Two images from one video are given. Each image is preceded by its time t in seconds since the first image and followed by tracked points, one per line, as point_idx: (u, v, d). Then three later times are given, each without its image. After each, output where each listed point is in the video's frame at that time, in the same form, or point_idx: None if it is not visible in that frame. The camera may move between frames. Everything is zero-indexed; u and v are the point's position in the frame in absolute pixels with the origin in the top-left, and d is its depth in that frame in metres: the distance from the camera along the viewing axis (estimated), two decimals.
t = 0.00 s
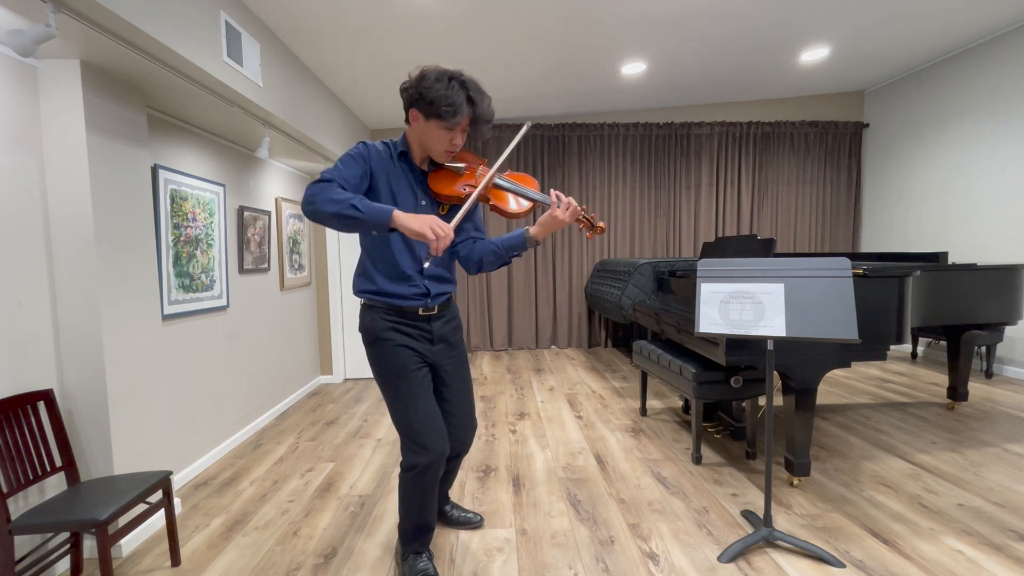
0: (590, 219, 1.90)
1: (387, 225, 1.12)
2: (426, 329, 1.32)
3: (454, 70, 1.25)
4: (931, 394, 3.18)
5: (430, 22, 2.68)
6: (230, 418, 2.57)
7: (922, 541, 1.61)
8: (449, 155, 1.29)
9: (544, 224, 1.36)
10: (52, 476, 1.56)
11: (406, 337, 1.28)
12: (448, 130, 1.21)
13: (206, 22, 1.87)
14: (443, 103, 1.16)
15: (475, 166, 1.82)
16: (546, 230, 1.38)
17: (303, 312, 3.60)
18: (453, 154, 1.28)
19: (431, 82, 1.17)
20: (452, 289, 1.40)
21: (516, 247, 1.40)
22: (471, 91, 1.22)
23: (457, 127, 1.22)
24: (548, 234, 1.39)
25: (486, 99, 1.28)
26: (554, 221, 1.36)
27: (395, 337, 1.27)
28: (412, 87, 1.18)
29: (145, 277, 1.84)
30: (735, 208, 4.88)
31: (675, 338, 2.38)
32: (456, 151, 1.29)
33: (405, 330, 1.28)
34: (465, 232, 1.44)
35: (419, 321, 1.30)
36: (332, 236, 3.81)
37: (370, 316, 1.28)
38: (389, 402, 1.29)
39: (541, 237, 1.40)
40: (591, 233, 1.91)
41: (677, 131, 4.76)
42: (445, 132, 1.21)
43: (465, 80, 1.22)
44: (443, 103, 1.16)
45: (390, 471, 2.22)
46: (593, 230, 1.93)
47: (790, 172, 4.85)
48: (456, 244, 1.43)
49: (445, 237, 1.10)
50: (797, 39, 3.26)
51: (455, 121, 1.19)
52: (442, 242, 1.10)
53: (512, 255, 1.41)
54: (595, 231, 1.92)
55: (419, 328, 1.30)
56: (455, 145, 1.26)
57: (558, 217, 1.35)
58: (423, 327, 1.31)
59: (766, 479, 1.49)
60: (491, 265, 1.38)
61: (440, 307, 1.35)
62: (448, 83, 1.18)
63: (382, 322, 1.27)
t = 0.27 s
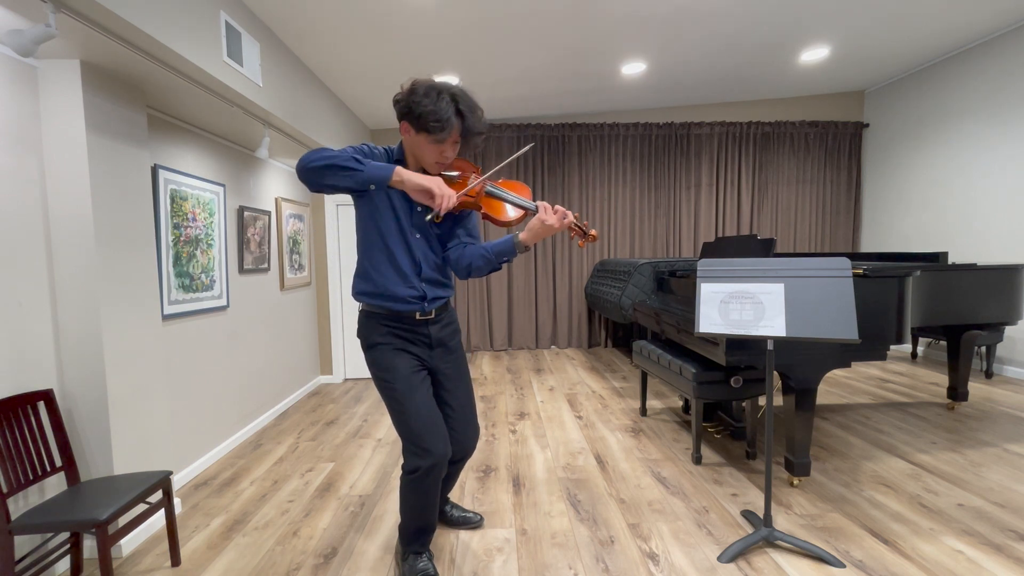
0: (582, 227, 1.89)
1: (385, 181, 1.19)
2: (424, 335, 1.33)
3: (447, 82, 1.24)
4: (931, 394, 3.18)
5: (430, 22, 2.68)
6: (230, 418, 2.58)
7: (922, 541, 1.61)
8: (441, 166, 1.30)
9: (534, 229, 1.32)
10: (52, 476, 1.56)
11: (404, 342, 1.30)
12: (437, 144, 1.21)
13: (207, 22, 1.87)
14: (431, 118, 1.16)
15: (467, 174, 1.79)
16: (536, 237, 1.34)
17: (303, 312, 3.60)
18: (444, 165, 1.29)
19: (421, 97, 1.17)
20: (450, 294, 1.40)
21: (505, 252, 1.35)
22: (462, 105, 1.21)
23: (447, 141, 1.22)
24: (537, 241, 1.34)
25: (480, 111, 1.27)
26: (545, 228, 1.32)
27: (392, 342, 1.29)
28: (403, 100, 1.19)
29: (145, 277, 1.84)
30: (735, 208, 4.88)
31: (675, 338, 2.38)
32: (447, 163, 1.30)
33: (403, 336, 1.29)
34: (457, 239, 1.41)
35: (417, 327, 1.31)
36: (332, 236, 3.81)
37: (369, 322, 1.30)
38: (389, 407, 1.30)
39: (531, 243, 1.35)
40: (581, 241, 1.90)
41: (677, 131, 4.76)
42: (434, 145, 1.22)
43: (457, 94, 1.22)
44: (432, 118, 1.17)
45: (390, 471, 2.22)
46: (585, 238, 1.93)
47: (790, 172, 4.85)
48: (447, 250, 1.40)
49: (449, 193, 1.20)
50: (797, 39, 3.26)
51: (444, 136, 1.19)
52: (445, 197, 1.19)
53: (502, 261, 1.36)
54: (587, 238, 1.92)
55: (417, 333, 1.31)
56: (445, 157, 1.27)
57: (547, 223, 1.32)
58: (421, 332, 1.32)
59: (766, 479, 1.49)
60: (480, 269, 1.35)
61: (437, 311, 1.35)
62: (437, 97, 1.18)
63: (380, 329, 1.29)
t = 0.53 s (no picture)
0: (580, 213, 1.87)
1: (360, 173, 1.17)
2: (424, 329, 1.32)
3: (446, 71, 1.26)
4: (931, 394, 3.18)
5: (430, 22, 2.68)
6: (230, 418, 2.58)
7: (922, 541, 1.61)
8: (442, 152, 1.29)
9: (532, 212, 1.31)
10: (52, 476, 1.56)
11: (404, 337, 1.29)
12: (438, 126, 1.21)
13: (206, 22, 1.87)
14: (432, 99, 1.17)
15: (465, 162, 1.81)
16: (535, 220, 1.32)
17: (303, 312, 3.60)
18: (445, 152, 1.28)
19: (421, 80, 1.18)
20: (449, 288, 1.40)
21: (503, 238, 1.35)
22: (461, 89, 1.22)
23: (447, 123, 1.22)
24: (536, 224, 1.33)
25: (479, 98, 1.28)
26: (543, 210, 1.31)
27: (393, 336, 1.28)
28: (403, 85, 1.20)
29: (145, 277, 1.84)
30: (735, 208, 4.88)
31: (675, 338, 2.38)
32: (448, 149, 1.29)
33: (403, 329, 1.28)
34: (455, 228, 1.41)
35: (417, 321, 1.30)
36: (332, 236, 3.81)
37: (369, 315, 1.28)
38: (388, 401, 1.30)
39: (529, 227, 1.34)
40: (581, 226, 1.86)
41: (677, 131, 4.76)
42: (435, 128, 1.22)
43: (456, 79, 1.23)
44: (432, 99, 1.17)
45: (390, 472, 2.22)
46: (584, 222, 1.88)
47: (790, 172, 4.85)
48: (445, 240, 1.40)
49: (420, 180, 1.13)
50: (797, 39, 3.26)
51: (444, 116, 1.19)
52: (415, 185, 1.13)
53: (500, 246, 1.36)
54: (586, 223, 1.88)
55: (417, 327, 1.30)
56: (446, 143, 1.26)
57: (546, 205, 1.31)
58: (421, 326, 1.31)
59: (766, 479, 1.49)
60: (478, 256, 1.33)
61: (437, 305, 1.35)
62: (438, 80, 1.18)
63: (381, 322, 1.27)
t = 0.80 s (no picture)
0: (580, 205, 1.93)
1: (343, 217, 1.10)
2: (424, 326, 1.32)
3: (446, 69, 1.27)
4: (931, 394, 3.18)
5: (430, 22, 2.68)
6: (230, 418, 2.58)
7: (922, 541, 1.61)
8: (441, 149, 1.29)
9: (532, 204, 1.32)
10: (52, 476, 1.56)
11: (405, 334, 1.29)
12: (437, 121, 1.21)
13: (206, 22, 1.87)
14: (431, 93, 1.17)
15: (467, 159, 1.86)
16: (534, 212, 1.33)
17: (303, 312, 3.60)
18: (444, 148, 1.28)
19: (419, 76, 1.18)
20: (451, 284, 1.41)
21: (503, 231, 1.34)
22: (460, 86, 1.23)
23: (446, 119, 1.22)
24: (537, 215, 1.34)
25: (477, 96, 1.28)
26: (544, 202, 1.32)
27: (393, 334, 1.28)
28: (403, 82, 1.20)
29: (145, 277, 1.84)
30: (735, 208, 4.88)
31: (675, 338, 2.38)
32: (447, 145, 1.29)
33: (404, 327, 1.28)
34: (454, 222, 1.41)
35: (418, 318, 1.31)
36: (332, 236, 3.81)
37: (370, 313, 1.28)
38: (388, 398, 1.30)
39: (530, 218, 1.34)
40: (580, 219, 1.93)
41: (677, 131, 4.76)
42: (434, 124, 1.22)
43: (455, 76, 1.24)
44: (431, 94, 1.17)
45: (390, 472, 2.22)
46: (583, 215, 1.96)
47: (790, 171, 4.85)
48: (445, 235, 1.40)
49: (391, 227, 1.04)
50: (796, 39, 3.26)
51: (443, 111, 1.20)
52: (387, 233, 1.04)
53: (501, 238, 1.35)
54: (585, 215, 1.95)
55: (417, 324, 1.30)
56: (445, 138, 1.26)
57: (546, 199, 1.32)
58: (421, 323, 1.31)
59: (766, 479, 1.49)
60: (479, 248, 1.32)
61: (438, 302, 1.35)
62: (436, 76, 1.19)
63: (382, 320, 1.27)
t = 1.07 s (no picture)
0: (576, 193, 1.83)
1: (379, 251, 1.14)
2: (424, 323, 1.32)
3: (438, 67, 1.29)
4: (931, 394, 3.18)
5: (430, 22, 2.68)
6: (230, 418, 2.58)
7: (922, 541, 1.61)
8: (436, 144, 1.28)
9: (532, 199, 1.35)
10: (52, 476, 1.56)
11: (406, 331, 1.29)
12: (431, 115, 1.21)
13: (206, 22, 1.87)
14: (424, 87, 1.18)
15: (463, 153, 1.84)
16: (535, 207, 1.37)
17: (303, 312, 3.60)
18: (438, 143, 1.28)
19: (412, 71, 1.20)
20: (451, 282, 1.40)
21: (507, 227, 1.38)
22: (453, 81, 1.24)
23: (440, 113, 1.23)
24: (538, 209, 1.37)
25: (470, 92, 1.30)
26: (543, 197, 1.35)
27: (394, 330, 1.28)
28: (396, 78, 1.22)
29: (145, 277, 1.84)
30: (735, 208, 4.88)
31: (675, 338, 2.38)
32: (443, 140, 1.28)
33: (405, 323, 1.29)
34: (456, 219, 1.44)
35: (418, 315, 1.31)
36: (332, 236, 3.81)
37: (370, 309, 1.29)
38: (387, 395, 1.30)
39: (531, 214, 1.37)
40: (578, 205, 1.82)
41: (677, 131, 4.76)
42: (429, 118, 1.22)
43: (447, 71, 1.25)
44: (425, 88, 1.18)
45: (390, 472, 2.22)
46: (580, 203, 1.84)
47: (790, 171, 4.85)
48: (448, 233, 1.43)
49: (431, 258, 1.08)
50: (796, 39, 3.26)
51: (437, 104, 1.20)
52: (428, 266, 1.08)
53: (504, 235, 1.39)
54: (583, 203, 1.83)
55: (417, 321, 1.31)
56: (440, 133, 1.26)
57: (546, 193, 1.34)
58: (422, 320, 1.31)
59: (766, 479, 1.49)
60: (484, 247, 1.38)
61: (438, 300, 1.35)
62: (429, 71, 1.20)
63: (382, 315, 1.28)
